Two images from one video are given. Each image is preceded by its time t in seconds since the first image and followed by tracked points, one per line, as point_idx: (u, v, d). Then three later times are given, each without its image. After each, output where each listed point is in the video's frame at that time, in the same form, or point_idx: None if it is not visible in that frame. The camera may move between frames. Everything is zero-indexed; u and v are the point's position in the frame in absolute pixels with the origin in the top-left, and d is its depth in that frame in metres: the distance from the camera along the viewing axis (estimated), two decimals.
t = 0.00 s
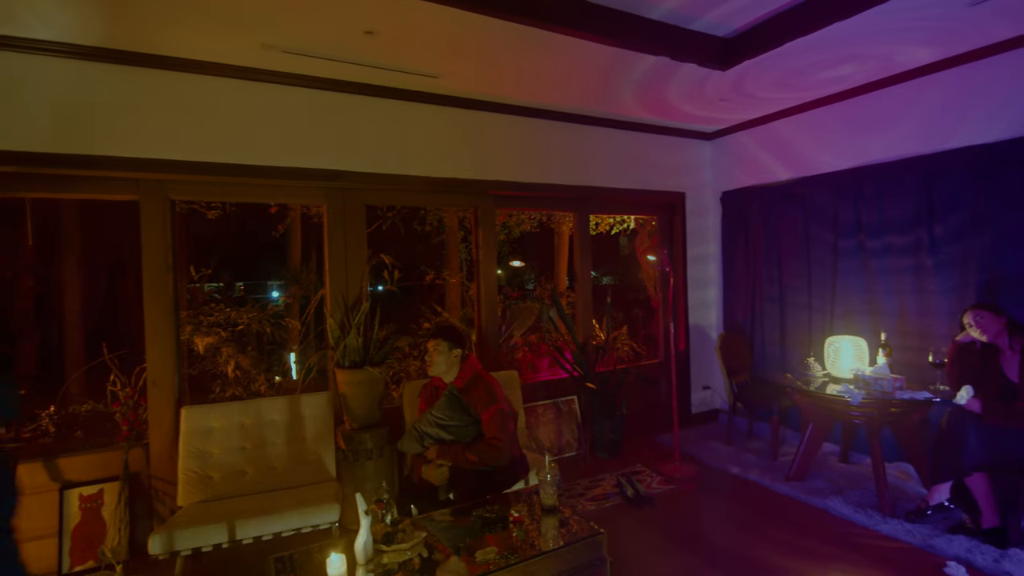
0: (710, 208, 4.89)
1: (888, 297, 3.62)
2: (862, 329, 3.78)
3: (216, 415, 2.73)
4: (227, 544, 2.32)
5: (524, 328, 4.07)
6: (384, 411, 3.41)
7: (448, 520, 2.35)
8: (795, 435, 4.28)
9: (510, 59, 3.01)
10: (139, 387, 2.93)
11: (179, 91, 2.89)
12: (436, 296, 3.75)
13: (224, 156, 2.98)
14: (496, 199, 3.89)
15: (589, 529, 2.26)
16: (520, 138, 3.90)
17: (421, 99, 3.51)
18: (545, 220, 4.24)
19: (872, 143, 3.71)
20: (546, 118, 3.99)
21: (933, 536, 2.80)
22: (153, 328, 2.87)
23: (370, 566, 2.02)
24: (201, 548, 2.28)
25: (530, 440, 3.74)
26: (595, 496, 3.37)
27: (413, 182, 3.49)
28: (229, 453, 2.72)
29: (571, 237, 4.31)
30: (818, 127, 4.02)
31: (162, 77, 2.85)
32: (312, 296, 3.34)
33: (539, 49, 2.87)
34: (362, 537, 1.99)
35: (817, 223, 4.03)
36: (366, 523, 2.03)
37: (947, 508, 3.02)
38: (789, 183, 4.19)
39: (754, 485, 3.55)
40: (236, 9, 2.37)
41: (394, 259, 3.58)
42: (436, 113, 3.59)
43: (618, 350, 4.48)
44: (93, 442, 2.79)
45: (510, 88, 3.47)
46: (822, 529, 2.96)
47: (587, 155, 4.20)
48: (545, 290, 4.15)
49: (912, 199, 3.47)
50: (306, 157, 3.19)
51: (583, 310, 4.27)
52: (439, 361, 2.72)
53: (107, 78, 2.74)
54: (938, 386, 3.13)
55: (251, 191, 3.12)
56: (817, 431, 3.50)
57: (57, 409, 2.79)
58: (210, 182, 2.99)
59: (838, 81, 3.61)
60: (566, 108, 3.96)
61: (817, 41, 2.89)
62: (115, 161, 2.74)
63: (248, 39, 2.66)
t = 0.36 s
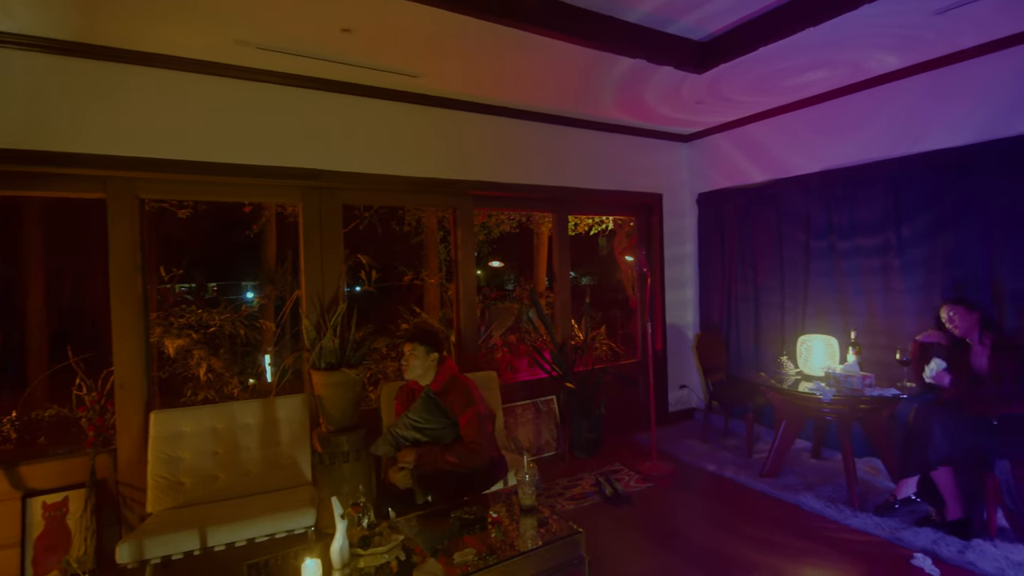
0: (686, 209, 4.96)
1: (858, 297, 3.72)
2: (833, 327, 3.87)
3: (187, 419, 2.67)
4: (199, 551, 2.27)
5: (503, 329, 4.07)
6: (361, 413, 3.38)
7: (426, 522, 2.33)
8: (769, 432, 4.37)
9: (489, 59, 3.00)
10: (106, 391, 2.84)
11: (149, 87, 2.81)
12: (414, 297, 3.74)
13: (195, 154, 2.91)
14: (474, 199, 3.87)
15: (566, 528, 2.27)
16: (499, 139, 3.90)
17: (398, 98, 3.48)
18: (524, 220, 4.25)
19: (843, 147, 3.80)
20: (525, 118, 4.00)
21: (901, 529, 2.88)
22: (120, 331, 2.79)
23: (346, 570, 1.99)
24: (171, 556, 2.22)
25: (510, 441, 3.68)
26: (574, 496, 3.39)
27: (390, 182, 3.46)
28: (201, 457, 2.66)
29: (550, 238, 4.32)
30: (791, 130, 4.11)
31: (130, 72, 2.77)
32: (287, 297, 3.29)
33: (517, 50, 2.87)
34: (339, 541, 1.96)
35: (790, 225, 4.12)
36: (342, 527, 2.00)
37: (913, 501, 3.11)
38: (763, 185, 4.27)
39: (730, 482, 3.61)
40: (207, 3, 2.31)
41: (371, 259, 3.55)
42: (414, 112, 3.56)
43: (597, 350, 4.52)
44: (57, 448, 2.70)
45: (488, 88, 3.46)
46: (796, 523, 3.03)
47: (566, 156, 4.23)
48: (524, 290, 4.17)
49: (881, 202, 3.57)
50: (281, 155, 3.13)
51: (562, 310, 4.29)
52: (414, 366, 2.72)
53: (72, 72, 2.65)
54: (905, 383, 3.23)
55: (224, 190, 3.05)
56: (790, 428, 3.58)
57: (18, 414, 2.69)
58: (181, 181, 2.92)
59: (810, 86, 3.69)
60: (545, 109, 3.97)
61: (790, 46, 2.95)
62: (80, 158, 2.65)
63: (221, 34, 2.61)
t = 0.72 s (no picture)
0: (663, 211, 5.02)
1: (829, 296, 3.81)
2: (805, 326, 3.96)
3: (156, 424, 2.60)
4: (168, 558, 2.21)
5: (482, 329, 4.07)
6: (338, 416, 3.34)
7: (403, 526, 2.32)
8: (744, 430, 4.45)
9: (467, 59, 2.99)
10: (72, 395, 2.75)
11: (116, 81, 2.73)
12: (393, 298, 3.69)
13: (165, 151, 2.84)
14: (453, 199, 3.86)
15: (544, 529, 2.28)
16: (478, 139, 3.90)
17: (376, 97, 3.45)
18: (503, 220, 4.24)
19: (815, 150, 3.90)
20: (504, 119, 4.00)
21: (870, 523, 2.97)
22: (86, 333, 2.71)
23: None
24: (140, 564, 2.17)
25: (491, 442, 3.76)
26: (552, 496, 3.40)
27: (368, 181, 3.43)
28: (170, 462, 2.59)
29: (529, 238, 4.33)
30: (765, 133, 4.19)
31: (95, 66, 2.69)
32: (262, 298, 3.23)
33: (496, 50, 2.87)
34: (314, 546, 1.93)
35: (763, 226, 4.20)
36: (317, 532, 1.97)
37: (880, 495, 3.20)
38: (738, 188, 4.35)
39: (706, 479, 3.67)
40: None
41: (348, 260, 3.50)
42: (391, 111, 3.53)
43: (575, 350, 4.55)
44: (19, 455, 2.60)
45: (467, 88, 3.45)
46: (768, 518, 3.09)
47: (544, 157, 4.24)
48: (503, 290, 4.17)
49: (851, 204, 3.67)
50: (255, 153, 3.07)
51: (541, 311, 4.30)
52: (395, 373, 2.69)
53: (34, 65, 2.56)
54: (874, 380, 3.32)
55: (196, 188, 2.98)
56: (764, 426, 3.64)
57: None
58: (150, 178, 2.84)
59: (783, 90, 3.77)
60: (523, 110, 3.97)
61: (764, 50, 3.01)
62: (43, 153, 2.56)
63: (192, 28, 2.54)
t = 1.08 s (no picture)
0: (641, 211, 5.08)
1: (802, 296, 3.90)
2: (779, 326, 4.04)
3: (125, 430, 2.52)
4: (138, 567, 2.16)
5: (462, 330, 4.06)
6: (314, 419, 3.30)
7: (380, 529, 2.29)
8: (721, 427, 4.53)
9: (445, 58, 2.98)
10: (36, 400, 2.69)
11: (82, 76, 2.65)
12: (370, 299, 3.65)
13: (134, 148, 2.76)
14: (431, 199, 3.84)
15: (522, 529, 2.28)
16: (456, 139, 3.88)
17: (353, 95, 3.42)
18: (483, 221, 4.24)
19: (787, 153, 3.98)
20: (482, 119, 4.00)
21: (841, 517, 3.04)
22: (50, 336, 2.62)
23: None
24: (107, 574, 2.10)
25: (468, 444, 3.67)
26: (531, 496, 3.42)
27: (344, 181, 3.39)
28: (140, 468, 2.52)
29: (508, 238, 4.34)
30: (739, 137, 4.26)
31: (56, 60, 2.59)
32: (235, 299, 3.17)
33: (474, 50, 2.86)
34: (289, 551, 1.90)
35: (738, 227, 4.28)
36: (292, 537, 1.93)
37: (851, 489, 3.30)
38: (713, 190, 4.42)
39: (682, 476, 3.72)
40: None
41: (325, 260, 3.46)
42: (367, 110, 3.49)
43: (554, 350, 4.57)
44: None
45: (445, 88, 3.44)
46: (743, 514, 3.15)
47: (523, 157, 4.25)
48: (483, 290, 4.16)
49: (821, 206, 3.76)
50: (227, 152, 3.01)
51: (520, 311, 4.30)
52: (372, 379, 2.64)
53: None
54: (844, 378, 3.40)
55: (165, 186, 2.91)
56: (739, 424, 3.71)
57: None
58: (117, 176, 2.76)
59: (757, 94, 3.84)
60: (502, 110, 3.97)
61: (737, 55, 3.06)
62: (3, 150, 2.47)
63: (162, 23, 2.48)
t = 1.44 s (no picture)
0: (619, 212, 5.12)
1: (774, 295, 3.98)
2: (753, 325, 4.12)
3: (91, 435, 2.44)
4: None
5: (440, 330, 4.04)
6: (288, 421, 3.25)
7: (357, 532, 2.27)
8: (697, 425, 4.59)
9: (422, 57, 2.96)
10: None
11: (46, 70, 2.57)
12: (347, 299, 3.61)
13: (101, 146, 2.68)
14: (409, 199, 3.81)
15: (500, 530, 2.27)
16: (434, 138, 3.86)
17: (329, 94, 3.37)
18: (461, 221, 4.23)
19: (761, 156, 4.06)
20: (461, 119, 3.99)
21: (813, 512, 3.12)
22: (10, 340, 2.53)
23: None
24: None
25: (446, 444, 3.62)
26: (510, 496, 3.42)
27: (321, 180, 3.34)
28: (107, 475, 2.44)
29: (487, 239, 4.33)
30: (715, 139, 4.34)
31: (15, 54, 2.50)
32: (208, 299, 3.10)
33: (452, 49, 2.85)
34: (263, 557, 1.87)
35: (713, 228, 4.35)
36: (266, 542, 1.91)
37: (822, 483, 3.38)
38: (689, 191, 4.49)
39: (659, 474, 3.76)
40: None
41: (300, 260, 3.41)
42: (344, 108, 3.45)
43: (533, 351, 4.58)
44: None
45: (423, 87, 3.42)
46: (719, 511, 3.20)
47: (501, 157, 4.25)
48: (462, 291, 4.15)
49: (793, 208, 3.85)
50: (199, 150, 2.94)
51: (499, 311, 4.30)
52: (346, 380, 2.63)
53: None
54: (815, 376, 3.48)
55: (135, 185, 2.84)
56: (715, 421, 3.76)
57: None
58: (84, 174, 2.68)
59: (731, 98, 3.91)
60: (480, 111, 3.97)
61: (713, 59, 3.10)
62: None
63: (131, 17, 2.41)
